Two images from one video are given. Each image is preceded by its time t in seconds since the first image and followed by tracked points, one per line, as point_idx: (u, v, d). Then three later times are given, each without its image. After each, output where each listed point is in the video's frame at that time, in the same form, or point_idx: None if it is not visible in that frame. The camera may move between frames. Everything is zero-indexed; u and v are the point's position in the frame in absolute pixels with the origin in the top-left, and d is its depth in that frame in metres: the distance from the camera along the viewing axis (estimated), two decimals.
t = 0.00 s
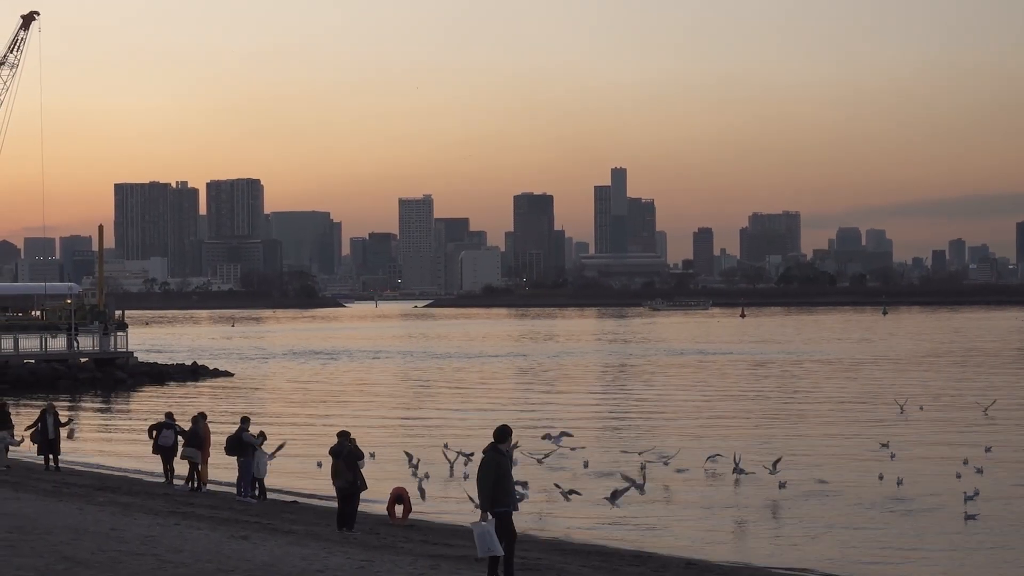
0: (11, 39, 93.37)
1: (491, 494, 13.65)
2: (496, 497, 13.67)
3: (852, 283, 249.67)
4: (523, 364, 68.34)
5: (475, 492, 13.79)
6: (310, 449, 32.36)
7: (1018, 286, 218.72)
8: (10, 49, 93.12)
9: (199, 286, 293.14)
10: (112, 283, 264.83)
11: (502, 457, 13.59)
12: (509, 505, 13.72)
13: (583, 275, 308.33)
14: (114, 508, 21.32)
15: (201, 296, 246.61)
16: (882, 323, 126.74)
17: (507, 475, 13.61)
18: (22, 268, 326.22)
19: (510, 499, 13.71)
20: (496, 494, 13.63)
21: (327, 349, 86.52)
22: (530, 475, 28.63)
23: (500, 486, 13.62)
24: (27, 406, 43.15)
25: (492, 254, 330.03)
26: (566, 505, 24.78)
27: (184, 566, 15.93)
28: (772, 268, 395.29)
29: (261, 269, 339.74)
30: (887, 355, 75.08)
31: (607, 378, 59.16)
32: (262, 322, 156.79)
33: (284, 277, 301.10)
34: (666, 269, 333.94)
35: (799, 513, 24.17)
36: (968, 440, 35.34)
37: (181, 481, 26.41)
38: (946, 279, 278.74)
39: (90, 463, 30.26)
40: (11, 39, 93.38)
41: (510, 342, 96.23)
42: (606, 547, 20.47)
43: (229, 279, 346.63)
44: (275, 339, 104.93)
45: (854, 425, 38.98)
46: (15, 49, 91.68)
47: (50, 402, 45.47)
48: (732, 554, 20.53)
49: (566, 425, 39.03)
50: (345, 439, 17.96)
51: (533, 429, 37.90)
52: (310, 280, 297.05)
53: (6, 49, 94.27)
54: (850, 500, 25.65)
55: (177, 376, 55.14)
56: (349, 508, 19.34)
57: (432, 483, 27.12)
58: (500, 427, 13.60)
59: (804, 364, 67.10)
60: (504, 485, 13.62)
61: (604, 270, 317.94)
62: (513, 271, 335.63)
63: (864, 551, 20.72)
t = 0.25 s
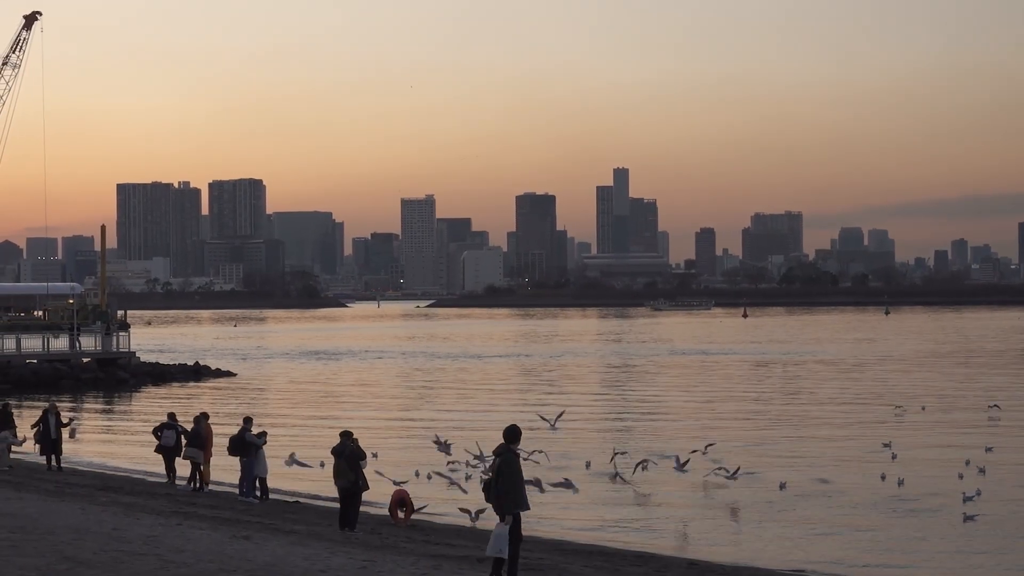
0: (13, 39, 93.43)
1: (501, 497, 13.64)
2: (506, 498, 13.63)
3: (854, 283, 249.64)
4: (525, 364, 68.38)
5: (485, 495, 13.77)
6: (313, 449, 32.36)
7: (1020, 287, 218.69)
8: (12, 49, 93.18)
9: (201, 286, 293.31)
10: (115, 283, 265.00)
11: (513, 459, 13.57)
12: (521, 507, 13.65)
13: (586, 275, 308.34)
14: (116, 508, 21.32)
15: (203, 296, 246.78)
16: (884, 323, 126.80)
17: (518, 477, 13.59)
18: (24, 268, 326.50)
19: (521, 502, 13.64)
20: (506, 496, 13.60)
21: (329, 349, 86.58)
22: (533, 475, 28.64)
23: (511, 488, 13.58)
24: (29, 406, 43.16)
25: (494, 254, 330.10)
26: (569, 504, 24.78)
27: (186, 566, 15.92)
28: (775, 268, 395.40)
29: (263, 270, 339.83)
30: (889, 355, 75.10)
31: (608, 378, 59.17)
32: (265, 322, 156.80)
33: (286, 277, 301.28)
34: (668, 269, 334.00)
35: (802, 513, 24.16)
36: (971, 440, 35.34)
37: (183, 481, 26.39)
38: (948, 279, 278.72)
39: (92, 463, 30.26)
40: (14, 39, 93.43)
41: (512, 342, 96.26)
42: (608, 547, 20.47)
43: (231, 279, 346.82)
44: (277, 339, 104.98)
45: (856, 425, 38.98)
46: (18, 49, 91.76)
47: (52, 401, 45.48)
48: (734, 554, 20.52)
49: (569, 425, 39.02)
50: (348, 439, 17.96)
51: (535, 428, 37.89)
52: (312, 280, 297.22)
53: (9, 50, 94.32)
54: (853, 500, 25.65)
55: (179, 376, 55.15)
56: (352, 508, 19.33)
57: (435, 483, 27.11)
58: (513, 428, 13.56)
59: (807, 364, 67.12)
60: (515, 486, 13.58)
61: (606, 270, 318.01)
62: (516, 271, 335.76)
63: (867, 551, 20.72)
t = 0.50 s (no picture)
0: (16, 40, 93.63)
1: (508, 498, 13.61)
2: (511, 499, 13.63)
3: (857, 282, 249.86)
4: (528, 364, 68.48)
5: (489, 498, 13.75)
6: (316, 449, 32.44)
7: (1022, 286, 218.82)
8: (15, 49, 93.39)
9: (203, 286, 293.85)
10: (117, 283, 265.40)
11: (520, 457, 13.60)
12: (525, 507, 13.64)
13: (588, 275, 308.57)
14: (119, 508, 21.35)
15: (205, 296, 247.18)
16: (886, 323, 127.03)
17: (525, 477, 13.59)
18: (28, 269, 327.10)
19: (526, 501, 13.63)
20: (512, 496, 13.60)
21: (332, 349, 86.76)
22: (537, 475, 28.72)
23: (516, 487, 13.58)
24: (32, 406, 43.26)
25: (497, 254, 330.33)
26: (572, 505, 24.87)
27: (188, 566, 15.95)
28: (777, 267, 395.79)
29: (265, 270, 340.33)
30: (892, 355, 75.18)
31: (611, 378, 59.25)
32: (267, 322, 157.04)
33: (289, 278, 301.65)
34: (671, 269, 334.22)
35: (804, 513, 24.19)
36: (972, 440, 35.41)
37: (186, 481, 26.45)
38: (951, 279, 278.86)
39: (96, 462, 30.33)
40: (17, 40, 93.64)
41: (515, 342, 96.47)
42: (610, 547, 20.50)
43: (233, 279, 347.23)
44: (280, 338, 105.21)
45: (858, 425, 39.08)
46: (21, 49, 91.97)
47: (55, 402, 45.60)
48: (736, 554, 20.55)
49: (571, 425, 39.10)
50: (350, 439, 17.97)
51: (538, 429, 37.99)
52: (315, 280, 297.58)
53: (12, 50, 94.55)
54: (854, 500, 25.68)
55: (182, 375, 55.27)
56: (354, 508, 19.37)
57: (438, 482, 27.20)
58: (517, 427, 13.64)
59: (809, 364, 67.25)
60: (521, 486, 13.57)
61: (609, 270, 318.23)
62: (518, 271, 336.08)
63: (868, 551, 20.77)
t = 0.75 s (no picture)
0: (19, 39, 93.70)
1: (512, 499, 13.56)
2: (517, 502, 13.59)
3: (859, 282, 249.97)
4: (530, 365, 68.52)
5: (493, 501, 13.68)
6: (319, 449, 32.48)
7: None
8: (17, 49, 93.44)
9: (206, 286, 293.94)
10: (120, 283, 265.56)
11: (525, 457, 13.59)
12: (530, 510, 13.60)
13: (591, 275, 308.65)
14: (121, 508, 21.35)
15: (208, 296, 247.36)
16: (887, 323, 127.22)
17: (531, 476, 13.56)
18: (30, 268, 327.32)
19: (532, 504, 13.59)
20: (518, 498, 13.55)
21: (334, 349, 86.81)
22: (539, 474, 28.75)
23: (522, 489, 13.55)
24: (35, 406, 43.29)
25: (499, 254, 330.47)
26: (575, 505, 24.91)
27: (191, 566, 15.94)
28: (779, 268, 395.93)
29: (267, 270, 340.61)
30: (894, 355, 75.21)
31: (613, 378, 59.25)
32: (270, 322, 157.11)
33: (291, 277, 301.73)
34: (673, 269, 334.37)
35: (807, 514, 24.18)
36: (974, 440, 35.43)
37: (188, 481, 26.46)
38: (953, 279, 278.96)
39: (98, 462, 30.35)
40: (19, 39, 93.71)
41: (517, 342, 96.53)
42: (612, 547, 20.50)
43: (236, 279, 347.41)
44: (281, 339, 105.28)
45: (860, 425, 39.12)
46: (24, 48, 92.04)
47: (57, 402, 45.63)
48: (739, 554, 20.55)
49: (573, 425, 39.13)
50: (353, 439, 17.92)
51: (540, 428, 38.02)
52: (317, 280, 297.72)
53: (14, 50, 94.60)
54: (857, 501, 25.67)
55: (185, 376, 55.31)
56: (357, 508, 19.34)
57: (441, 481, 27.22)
58: (520, 429, 13.66)
59: (811, 365, 67.31)
60: (527, 488, 13.54)
61: (611, 270, 318.28)
62: (521, 271, 336.18)
63: (870, 551, 20.77)
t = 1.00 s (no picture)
0: (23, 40, 93.81)
1: (510, 499, 13.54)
2: (521, 500, 13.55)
3: (863, 282, 249.80)
4: (534, 365, 68.53)
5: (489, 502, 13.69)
6: (323, 449, 32.50)
7: None
8: (22, 50, 93.56)
9: (210, 286, 294.14)
10: (123, 283, 265.84)
11: (523, 459, 13.55)
12: (535, 508, 13.57)
13: (594, 275, 308.64)
14: (125, 509, 21.36)
15: (212, 296, 247.59)
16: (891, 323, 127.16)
17: (530, 479, 13.53)
18: (34, 269, 327.81)
19: (536, 502, 13.57)
20: (522, 496, 13.53)
21: (338, 349, 86.85)
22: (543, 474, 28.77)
23: (525, 488, 13.52)
24: (40, 406, 43.34)
25: (503, 254, 330.63)
26: (578, 504, 24.93)
27: (195, 566, 15.95)
28: (783, 268, 395.80)
29: (271, 270, 340.85)
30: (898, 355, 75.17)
31: (618, 378, 59.22)
32: (272, 322, 157.15)
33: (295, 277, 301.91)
34: (677, 269, 334.30)
35: (811, 513, 24.21)
36: (978, 440, 35.40)
37: (192, 481, 26.47)
38: (957, 279, 278.78)
39: (103, 462, 30.38)
40: (24, 39, 93.81)
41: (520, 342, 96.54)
42: (616, 547, 20.48)
43: (239, 279, 347.63)
44: (285, 339, 105.35)
45: (864, 425, 39.11)
46: (27, 48, 92.14)
47: (62, 402, 45.68)
48: (742, 554, 20.54)
49: (577, 425, 39.13)
50: (357, 439, 17.90)
51: (544, 428, 38.03)
52: (321, 280, 297.90)
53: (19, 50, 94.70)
54: (860, 500, 25.64)
55: (189, 376, 55.37)
56: (361, 508, 19.34)
57: (446, 482, 27.24)
58: (519, 427, 13.63)
59: (815, 365, 67.28)
60: (530, 486, 13.51)
61: (615, 270, 318.23)
62: (524, 271, 336.16)
63: (874, 551, 20.75)
